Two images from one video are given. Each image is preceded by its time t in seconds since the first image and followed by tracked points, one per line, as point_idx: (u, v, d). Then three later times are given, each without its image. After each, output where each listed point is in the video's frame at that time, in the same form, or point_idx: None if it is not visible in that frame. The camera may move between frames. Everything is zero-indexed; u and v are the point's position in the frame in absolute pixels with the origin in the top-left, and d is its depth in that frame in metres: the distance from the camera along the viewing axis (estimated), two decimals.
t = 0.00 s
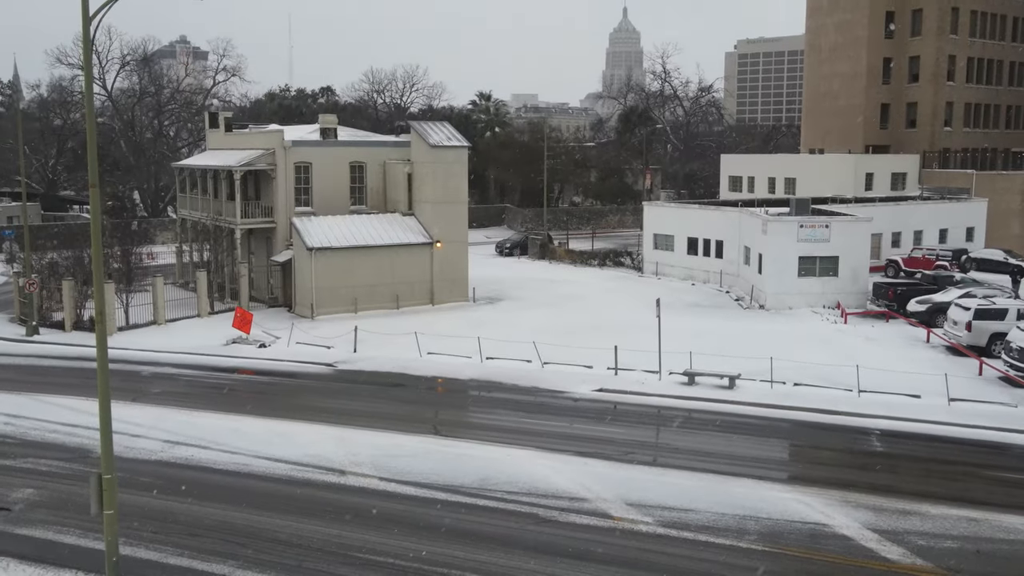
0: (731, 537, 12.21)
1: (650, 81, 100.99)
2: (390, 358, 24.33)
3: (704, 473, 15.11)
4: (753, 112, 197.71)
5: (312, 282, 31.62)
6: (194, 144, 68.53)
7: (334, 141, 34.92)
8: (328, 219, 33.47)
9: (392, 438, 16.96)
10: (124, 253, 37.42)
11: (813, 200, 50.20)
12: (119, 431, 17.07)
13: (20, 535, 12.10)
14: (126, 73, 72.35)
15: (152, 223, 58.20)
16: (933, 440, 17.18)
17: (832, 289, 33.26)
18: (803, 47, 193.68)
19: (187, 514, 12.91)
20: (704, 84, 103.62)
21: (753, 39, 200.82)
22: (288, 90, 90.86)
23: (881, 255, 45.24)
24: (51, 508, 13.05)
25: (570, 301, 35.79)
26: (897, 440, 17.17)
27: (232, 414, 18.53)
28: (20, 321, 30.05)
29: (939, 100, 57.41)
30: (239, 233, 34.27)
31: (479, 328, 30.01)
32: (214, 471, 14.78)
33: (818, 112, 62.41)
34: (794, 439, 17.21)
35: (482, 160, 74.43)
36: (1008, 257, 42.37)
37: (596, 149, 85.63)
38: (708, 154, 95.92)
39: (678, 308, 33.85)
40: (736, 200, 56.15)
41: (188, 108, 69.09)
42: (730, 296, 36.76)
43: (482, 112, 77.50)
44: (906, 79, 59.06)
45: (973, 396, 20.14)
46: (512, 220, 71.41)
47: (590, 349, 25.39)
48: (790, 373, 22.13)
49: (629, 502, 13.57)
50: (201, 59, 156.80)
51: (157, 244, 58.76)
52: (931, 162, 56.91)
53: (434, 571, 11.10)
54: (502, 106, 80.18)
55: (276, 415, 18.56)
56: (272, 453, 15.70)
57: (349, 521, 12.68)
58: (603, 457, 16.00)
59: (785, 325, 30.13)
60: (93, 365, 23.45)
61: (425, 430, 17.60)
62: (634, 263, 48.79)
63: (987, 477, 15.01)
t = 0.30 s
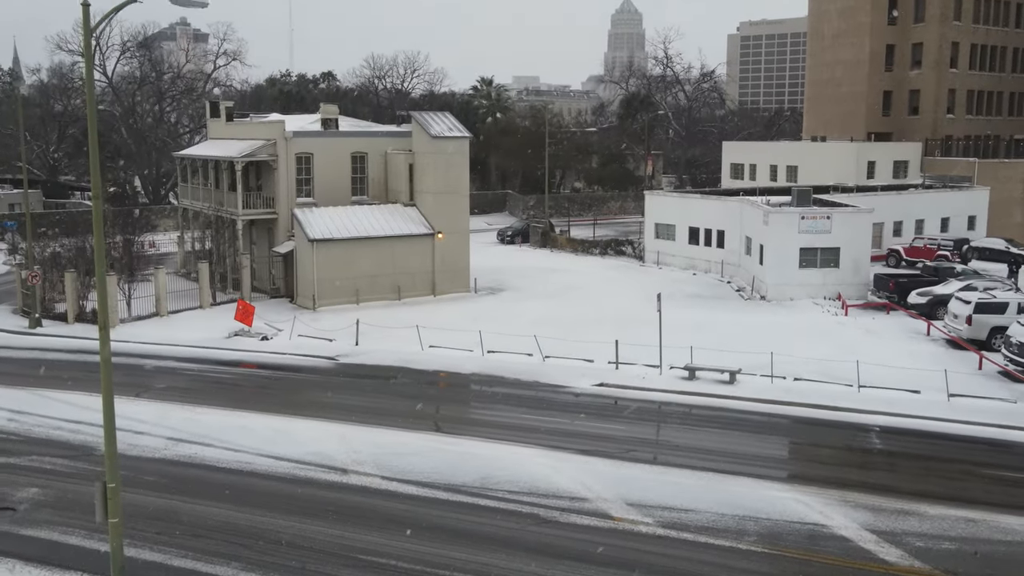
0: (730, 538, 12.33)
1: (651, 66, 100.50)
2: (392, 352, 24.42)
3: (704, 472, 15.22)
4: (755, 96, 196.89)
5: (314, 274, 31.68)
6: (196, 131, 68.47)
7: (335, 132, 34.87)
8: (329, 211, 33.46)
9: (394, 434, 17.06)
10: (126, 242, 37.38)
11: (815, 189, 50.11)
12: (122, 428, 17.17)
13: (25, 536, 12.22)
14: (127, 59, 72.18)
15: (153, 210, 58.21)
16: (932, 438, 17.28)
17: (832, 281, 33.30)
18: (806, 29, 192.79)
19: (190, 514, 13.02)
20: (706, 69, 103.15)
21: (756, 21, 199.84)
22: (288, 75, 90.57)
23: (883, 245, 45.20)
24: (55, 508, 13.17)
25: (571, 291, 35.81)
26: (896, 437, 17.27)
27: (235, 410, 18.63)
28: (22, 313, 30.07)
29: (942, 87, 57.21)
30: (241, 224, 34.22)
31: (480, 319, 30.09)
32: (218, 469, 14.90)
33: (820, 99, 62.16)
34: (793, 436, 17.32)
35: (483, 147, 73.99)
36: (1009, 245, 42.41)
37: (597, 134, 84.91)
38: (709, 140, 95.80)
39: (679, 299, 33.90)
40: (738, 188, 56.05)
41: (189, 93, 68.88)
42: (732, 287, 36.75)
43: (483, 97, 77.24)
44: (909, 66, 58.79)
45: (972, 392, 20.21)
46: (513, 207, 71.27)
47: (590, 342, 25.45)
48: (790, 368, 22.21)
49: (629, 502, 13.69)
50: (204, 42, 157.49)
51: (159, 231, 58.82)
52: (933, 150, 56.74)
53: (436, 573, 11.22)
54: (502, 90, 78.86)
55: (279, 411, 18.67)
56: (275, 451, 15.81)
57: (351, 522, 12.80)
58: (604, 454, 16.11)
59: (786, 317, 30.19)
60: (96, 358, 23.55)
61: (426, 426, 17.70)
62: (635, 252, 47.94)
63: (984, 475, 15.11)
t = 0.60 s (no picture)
0: (731, 548, 12.40)
1: (654, 61, 100.34)
2: (394, 354, 24.50)
3: (705, 479, 15.29)
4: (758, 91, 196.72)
5: (316, 275, 31.75)
6: (198, 127, 68.41)
7: (337, 132, 34.88)
8: (331, 211, 33.51)
9: (396, 440, 17.13)
10: (129, 242, 37.43)
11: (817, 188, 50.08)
12: (126, 433, 17.26)
13: (30, 545, 12.30)
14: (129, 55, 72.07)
15: (155, 207, 58.24)
16: (932, 443, 17.34)
17: (834, 282, 33.31)
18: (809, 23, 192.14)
19: (194, 524, 13.09)
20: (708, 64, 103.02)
21: (760, 14, 199.29)
22: (291, 71, 90.48)
23: (884, 243, 45.20)
24: (60, 517, 13.25)
25: (573, 291, 35.86)
26: (896, 443, 17.33)
27: (238, 415, 18.71)
28: (26, 313, 30.14)
29: (944, 85, 57.12)
30: (243, 224, 34.28)
31: (482, 319, 30.15)
32: (221, 476, 14.97)
33: (823, 96, 62.02)
34: (794, 443, 17.38)
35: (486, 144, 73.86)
36: (1011, 245, 42.39)
37: (600, 130, 84.73)
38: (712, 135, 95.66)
39: (681, 300, 33.95)
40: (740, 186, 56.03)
41: (191, 90, 68.84)
42: (734, 287, 36.79)
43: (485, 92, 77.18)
44: (911, 63, 58.66)
45: (973, 397, 20.27)
46: (516, 203, 71.10)
47: (592, 345, 25.51)
48: (792, 372, 22.27)
49: (630, 510, 13.77)
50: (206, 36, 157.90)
51: (162, 228, 58.90)
52: (936, 147, 56.67)
53: None
54: (505, 86, 78.58)
55: (282, 416, 18.74)
56: (278, 458, 15.89)
57: (354, 531, 12.87)
58: (605, 461, 16.19)
59: (788, 318, 30.22)
60: (100, 360, 23.63)
61: (428, 431, 17.78)
62: (637, 252, 47.92)
63: (984, 483, 15.17)
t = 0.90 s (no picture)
0: (731, 561, 12.44)
1: (656, 63, 100.30)
2: (396, 362, 24.55)
3: (706, 490, 15.33)
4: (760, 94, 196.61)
5: (319, 281, 31.81)
6: (201, 130, 68.46)
7: (340, 138, 34.96)
8: (333, 217, 33.57)
9: (397, 450, 17.16)
10: (132, 247, 37.49)
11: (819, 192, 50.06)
12: (129, 443, 17.32)
13: (34, 558, 12.36)
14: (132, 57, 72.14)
15: (159, 211, 58.34)
16: (934, 454, 17.37)
17: (836, 288, 33.30)
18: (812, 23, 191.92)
19: (196, 535, 13.14)
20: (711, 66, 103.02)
21: (763, 15, 199.20)
22: (293, 73, 90.56)
23: (887, 248, 45.16)
24: (64, 528, 13.31)
25: (575, 297, 35.89)
26: (898, 454, 17.37)
27: (241, 424, 18.76)
28: (30, 320, 30.23)
29: (947, 88, 57.09)
30: (246, 230, 34.36)
31: (484, 325, 30.19)
32: (224, 487, 15.03)
33: (825, 99, 61.91)
34: (796, 453, 17.41)
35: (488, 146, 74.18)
36: (1014, 249, 42.35)
37: (602, 133, 85.07)
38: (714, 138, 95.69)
39: (683, 306, 33.99)
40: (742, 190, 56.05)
41: (194, 93, 68.92)
42: (736, 292, 36.82)
43: (487, 94, 77.18)
44: (914, 67, 58.60)
45: (974, 406, 20.29)
46: (518, 206, 71.06)
47: (594, 352, 25.54)
48: (793, 380, 22.31)
49: (632, 522, 13.82)
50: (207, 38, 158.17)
51: (165, 232, 59.01)
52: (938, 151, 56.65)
53: None
54: (508, 88, 79.37)
55: (284, 425, 18.79)
56: (281, 468, 15.94)
57: (357, 544, 12.92)
58: (606, 472, 16.23)
59: (790, 324, 30.26)
60: (103, 367, 23.69)
61: (430, 441, 17.82)
62: (639, 256, 47.94)
63: (985, 495, 15.20)
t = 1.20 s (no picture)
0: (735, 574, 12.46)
1: (661, 65, 100.23)
2: (401, 368, 24.60)
3: (711, 500, 15.36)
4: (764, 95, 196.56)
5: (323, 286, 31.88)
6: (206, 133, 68.60)
7: (344, 143, 35.03)
8: (338, 223, 33.66)
9: (402, 459, 17.21)
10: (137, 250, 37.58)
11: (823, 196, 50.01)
12: (134, 451, 17.38)
13: (40, 569, 12.42)
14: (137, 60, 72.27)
15: (164, 214, 58.45)
16: (938, 464, 17.37)
17: (840, 294, 33.29)
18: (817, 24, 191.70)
19: (201, 546, 13.19)
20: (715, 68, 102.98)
21: (768, 15, 199.10)
22: (298, 75, 90.69)
23: (891, 252, 45.11)
24: (70, 538, 13.38)
25: (579, 301, 35.91)
26: (902, 463, 17.37)
27: (246, 432, 18.82)
28: (36, 325, 30.35)
29: (952, 91, 57.02)
30: (250, 235, 34.45)
31: (489, 330, 30.22)
32: (230, 497, 15.07)
33: (829, 102, 61.79)
34: (799, 463, 17.43)
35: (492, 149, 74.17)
36: (1019, 254, 42.27)
37: (606, 135, 85.08)
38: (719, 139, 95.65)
39: (687, 311, 34.01)
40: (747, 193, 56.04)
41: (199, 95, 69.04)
42: (740, 297, 36.83)
43: (492, 96, 77.19)
44: (918, 70, 58.54)
45: (978, 415, 20.30)
46: (523, 208, 71.05)
47: (598, 359, 25.57)
48: (797, 388, 22.32)
49: (635, 533, 13.86)
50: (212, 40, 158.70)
51: (170, 235, 59.12)
52: (943, 155, 56.61)
53: None
54: (512, 90, 79.41)
55: (289, 433, 18.86)
56: (286, 477, 16.00)
57: (362, 555, 12.96)
58: (611, 481, 16.27)
59: (793, 330, 30.27)
60: (109, 374, 23.76)
61: (435, 450, 17.87)
62: (643, 260, 47.95)
63: (989, 505, 15.20)
